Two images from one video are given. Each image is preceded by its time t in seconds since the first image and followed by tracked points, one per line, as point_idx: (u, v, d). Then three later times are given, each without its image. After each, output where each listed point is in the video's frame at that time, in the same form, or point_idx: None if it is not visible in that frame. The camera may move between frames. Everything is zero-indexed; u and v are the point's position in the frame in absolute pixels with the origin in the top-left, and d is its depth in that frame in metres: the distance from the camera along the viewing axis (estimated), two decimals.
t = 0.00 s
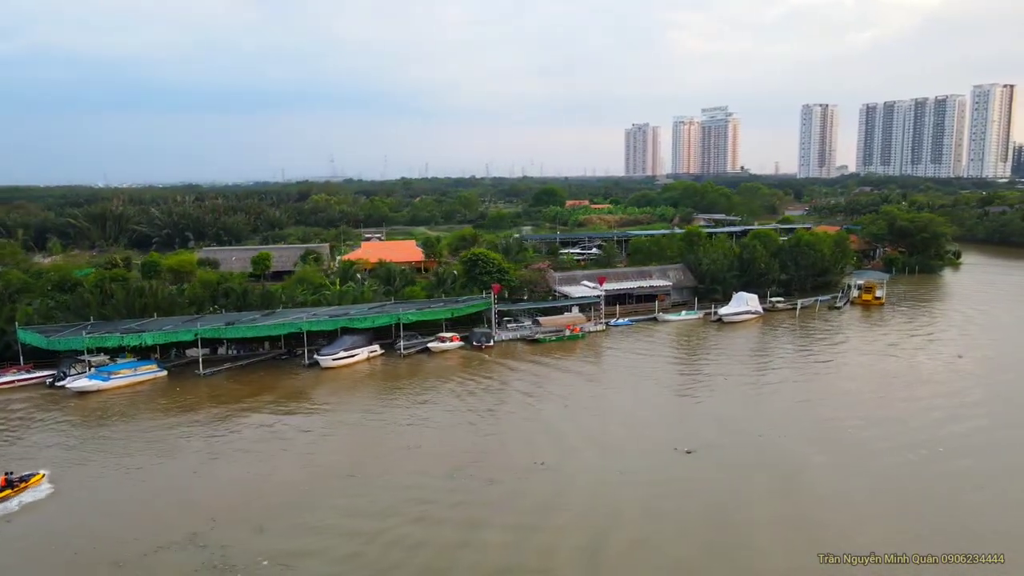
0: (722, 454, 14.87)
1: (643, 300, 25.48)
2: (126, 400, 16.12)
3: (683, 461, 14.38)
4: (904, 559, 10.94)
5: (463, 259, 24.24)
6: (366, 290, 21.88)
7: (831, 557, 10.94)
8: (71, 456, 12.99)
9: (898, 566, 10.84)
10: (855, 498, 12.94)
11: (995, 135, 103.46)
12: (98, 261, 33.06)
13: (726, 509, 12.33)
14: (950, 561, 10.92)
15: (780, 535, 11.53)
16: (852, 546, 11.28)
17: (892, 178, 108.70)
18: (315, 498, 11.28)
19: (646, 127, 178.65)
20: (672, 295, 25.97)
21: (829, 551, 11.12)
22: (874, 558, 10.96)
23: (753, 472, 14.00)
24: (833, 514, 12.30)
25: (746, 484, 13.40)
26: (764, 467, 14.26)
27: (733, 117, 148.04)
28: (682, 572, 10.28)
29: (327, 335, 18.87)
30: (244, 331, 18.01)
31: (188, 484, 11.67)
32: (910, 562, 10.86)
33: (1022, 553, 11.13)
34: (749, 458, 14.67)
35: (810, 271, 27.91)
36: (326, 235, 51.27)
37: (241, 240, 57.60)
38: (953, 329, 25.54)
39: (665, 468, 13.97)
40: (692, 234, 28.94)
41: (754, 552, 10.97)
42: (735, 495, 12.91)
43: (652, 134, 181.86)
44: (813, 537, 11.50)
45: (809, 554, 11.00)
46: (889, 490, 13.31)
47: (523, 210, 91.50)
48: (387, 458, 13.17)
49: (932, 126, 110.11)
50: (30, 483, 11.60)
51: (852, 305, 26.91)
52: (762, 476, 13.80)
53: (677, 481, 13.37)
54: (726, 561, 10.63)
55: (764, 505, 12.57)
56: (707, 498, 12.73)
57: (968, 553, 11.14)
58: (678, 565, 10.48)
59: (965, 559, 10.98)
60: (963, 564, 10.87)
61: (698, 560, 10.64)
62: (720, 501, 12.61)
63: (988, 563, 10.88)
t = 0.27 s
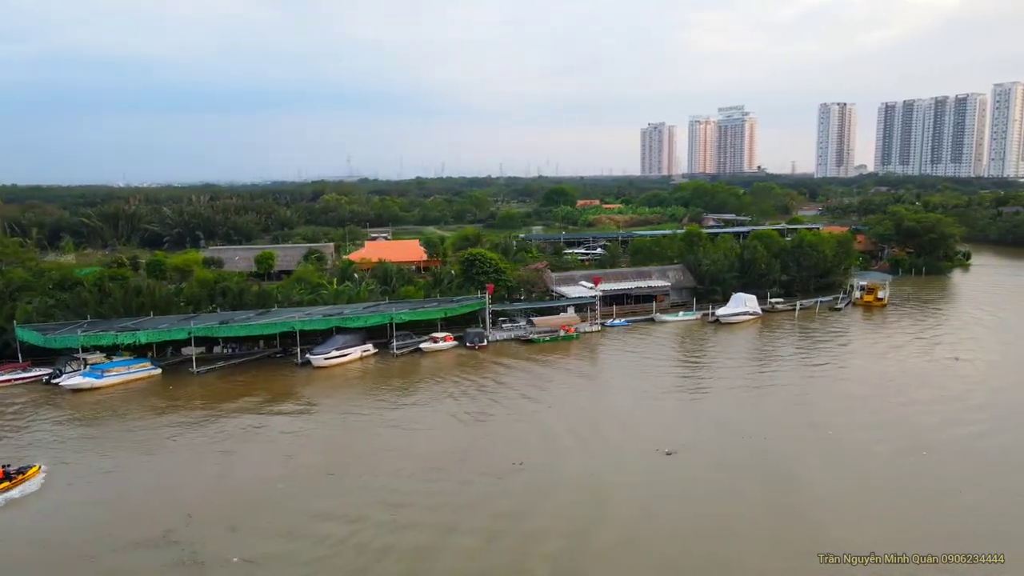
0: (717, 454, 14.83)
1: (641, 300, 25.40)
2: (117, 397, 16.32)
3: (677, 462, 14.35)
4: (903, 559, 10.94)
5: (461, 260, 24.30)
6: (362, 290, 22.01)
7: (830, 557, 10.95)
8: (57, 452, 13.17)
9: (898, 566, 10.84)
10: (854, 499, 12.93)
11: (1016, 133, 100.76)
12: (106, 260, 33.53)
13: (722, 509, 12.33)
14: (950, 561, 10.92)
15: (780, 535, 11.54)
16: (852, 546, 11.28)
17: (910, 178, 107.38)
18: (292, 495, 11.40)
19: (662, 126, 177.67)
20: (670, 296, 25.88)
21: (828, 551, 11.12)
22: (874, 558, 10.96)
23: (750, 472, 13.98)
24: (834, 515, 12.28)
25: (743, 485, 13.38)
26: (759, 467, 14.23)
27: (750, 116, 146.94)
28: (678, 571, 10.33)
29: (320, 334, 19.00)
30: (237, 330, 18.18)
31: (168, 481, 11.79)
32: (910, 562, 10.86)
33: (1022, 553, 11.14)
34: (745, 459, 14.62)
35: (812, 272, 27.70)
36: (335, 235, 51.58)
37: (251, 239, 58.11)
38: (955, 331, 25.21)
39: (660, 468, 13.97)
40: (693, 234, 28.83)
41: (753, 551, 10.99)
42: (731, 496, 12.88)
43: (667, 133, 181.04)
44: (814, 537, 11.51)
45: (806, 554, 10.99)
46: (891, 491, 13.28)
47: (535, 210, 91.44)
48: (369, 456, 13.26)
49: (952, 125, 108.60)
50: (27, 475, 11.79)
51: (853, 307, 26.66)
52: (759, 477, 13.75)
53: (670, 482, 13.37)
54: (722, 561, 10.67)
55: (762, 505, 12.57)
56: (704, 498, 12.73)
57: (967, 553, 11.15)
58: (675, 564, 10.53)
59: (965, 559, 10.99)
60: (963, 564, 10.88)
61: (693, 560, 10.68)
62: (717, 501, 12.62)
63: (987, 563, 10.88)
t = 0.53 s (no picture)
0: (713, 455, 14.82)
1: (640, 301, 25.32)
2: (113, 395, 16.50)
3: (670, 462, 14.34)
4: (904, 559, 10.96)
5: (461, 259, 24.34)
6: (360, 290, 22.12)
7: (831, 557, 10.97)
8: (49, 449, 13.33)
9: (898, 566, 10.87)
10: (853, 500, 12.91)
11: None
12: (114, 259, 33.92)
13: (717, 510, 12.33)
14: (951, 561, 10.94)
15: (780, 535, 11.56)
16: (852, 546, 11.30)
17: (927, 177, 106.14)
18: (274, 493, 11.49)
19: (676, 125, 176.88)
20: (671, 296, 25.79)
21: (829, 551, 11.14)
22: (874, 558, 10.98)
23: (747, 473, 13.96)
24: (834, 515, 12.28)
25: (741, 486, 13.38)
26: (755, 468, 14.20)
27: (766, 116, 145.80)
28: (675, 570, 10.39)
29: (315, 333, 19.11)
30: (233, 329, 18.32)
31: (153, 479, 11.90)
32: (910, 562, 10.89)
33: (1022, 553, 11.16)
34: (742, 460, 14.60)
35: (815, 273, 27.49)
36: (343, 234, 51.83)
37: (261, 238, 58.53)
38: (959, 333, 24.94)
39: (657, 469, 13.98)
40: (696, 234, 28.67)
41: (752, 552, 11.03)
42: (727, 496, 12.89)
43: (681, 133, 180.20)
44: (814, 537, 11.53)
45: (805, 555, 11.00)
46: (891, 492, 13.27)
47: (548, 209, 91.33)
48: (355, 455, 13.33)
49: (972, 124, 107.19)
50: (26, 468, 12.17)
51: (856, 308, 26.44)
52: (757, 478, 13.74)
53: (660, 482, 13.36)
54: (719, 560, 10.72)
55: (760, 505, 12.57)
56: (701, 499, 12.75)
57: (968, 553, 11.17)
58: (674, 563, 10.59)
59: (965, 559, 11.01)
60: (963, 564, 10.90)
61: (691, 559, 10.73)
62: (716, 502, 12.64)
63: (987, 563, 10.91)
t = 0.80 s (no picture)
0: (710, 455, 14.83)
1: (639, 301, 25.25)
2: (109, 392, 16.72)
3: (662, 463, 14.34)
4: (903, 559, 11.01)
5: (459, 259, 24.38)
6: (357, 289, 22.25)
7: (830, 557, 11.01)
8: (39, 446, 13.55)
9: (898, 566, 10.91)
10: (852, 501, 12.91)
11: None
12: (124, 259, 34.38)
13: (711, 510, 12.34)
14: (950, 561, 10.97)
15: (780, 534, 11.61)
16: (852, 545, 11.34)
17: (947, 177, 104.68)
18: (257, 491, 11.60)
19: (691, 125, 175.94)
20: (671, 296, 25.68)
21: (829, 551, 11.18)
22: (874, 558, 11.01)
23: (744, 474, 13.95)
24: (834, 516, 12.29)
25: (738, 486, 13.39)
26: (750, 469, 14.18)
27: (785, 114, 144.38)
28: (672, 568, 10.46)
29: (310, 332, 19.25)
30: (227, 327, 18.51)
31: (137, 476, 12.06)
32: (910, 562, 10.93)
33: (1022, 553, 11.19)
34: (739, 461, 14.57)
35: (819, 274, 27.20)
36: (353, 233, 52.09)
37: (273, 237, 58.98)
38: (963, 335, 24.63)
39: (652, 469, 14.02)
40: (698, 233, 28.48)
41: (751, 551, 11.08)
42: (723, 496, 12.91)
43: (696, 132, 179.22)
44: (814, 537, 11.57)
45: (803, 555, 11.02)
46: (892, 493, 13.27)
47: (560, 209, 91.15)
48: (340, 452, 13.42)
49: (995, 123, 105.49)
50: (26, 460, 12.62)
51: (859, 309, 26.19)
52: (754, 478, 13.75)
53: (645, 482, 13.36)
54: (716, 559, 10.77)
55: (758, 505, 12.60)
56: (697, 499, 12.77)
57: (968, 553, 11.20)
58: (671, 560, 10.67)
59: (965, 559, 11.03)
60: (963, 563, 10.94)
61: (687, 557, 10.81)
62: (713, 502, 12.68)
63: (987, 563, 10.93)
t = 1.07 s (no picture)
0: (707, 456, 14.81)
1: (638, 302, 25.15)
2: (105, 390, 16.92)
3: (653, 464, 14.30)
4: (903, 559, 11.01)
5: (458, 259, 24.43)
6: (355, 289, 22.35)
7: (830, 557, 11.01)
8: (32, 443, 13.73)
9: (898, 566, 10.91)
10: (851, 502, 12.87)
11: None
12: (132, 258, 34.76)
13: (706, 511, 12.33)
14: (950, 561, 10.98)
15: (779, 534, 11.62)
16: (852, 545, 11.34)
17: (964, 177, 103.43)
18: (240, 489, 11.68)
19: (704, 124, 175.01)
20: (671, 297, 25.59)
21: (829, 551, 11.18)
22: (874, 558, 11.02)
23: (741, 475, 13.92)
24: (833, 516, 12.29)
25: (735, 487, 13.37)
26: (747, 470, 14.15)
27: (801, 114, 143.14)
28: (668, 567, 10.50)
29: (306, 331, 19.37)
30: (224, 326, 18.66)
31: (124, 474, 12.19)
32: (910, 562, 10.93)
33: (1022, 553, 11.19)
34: (737, 463, 14.54)
35: (821, 275, 27.00)
36: (361, 233, 52.28)
37: (282, 237, 59.34)
38: (968, 337, 24.33)
39: (649, 469, 14.02)
40: (700, 233, 28.36)
41: (749, 550, 11.09)
42: (720, 497, 12.90)
43: (710, 132, 178.26)
44: (814, 537, 11.58)
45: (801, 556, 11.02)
46: (892, 494, 13.23)
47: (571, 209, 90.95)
48: (327, 451, 13.48)
49: (1014, 122, 104.04)
50: (25, 456, 12.88)
51: (861, 310, 25.98)
52: (753, 479, 13.73)
53: (632, 483, 13.34)
54: (713, 558, 10.80)
55: (756, 506, 12.59)
56: (693, 499, 12.77)
57: (968, 553, 11.20)
58: (669, 560, 10.71)
59: (965, 559, 11.04)
60: (963, 563, 10.94)
61: (684, 555, 10.85)
62: (711, 502, 12.69)
63: (987, 563, 10.93)
